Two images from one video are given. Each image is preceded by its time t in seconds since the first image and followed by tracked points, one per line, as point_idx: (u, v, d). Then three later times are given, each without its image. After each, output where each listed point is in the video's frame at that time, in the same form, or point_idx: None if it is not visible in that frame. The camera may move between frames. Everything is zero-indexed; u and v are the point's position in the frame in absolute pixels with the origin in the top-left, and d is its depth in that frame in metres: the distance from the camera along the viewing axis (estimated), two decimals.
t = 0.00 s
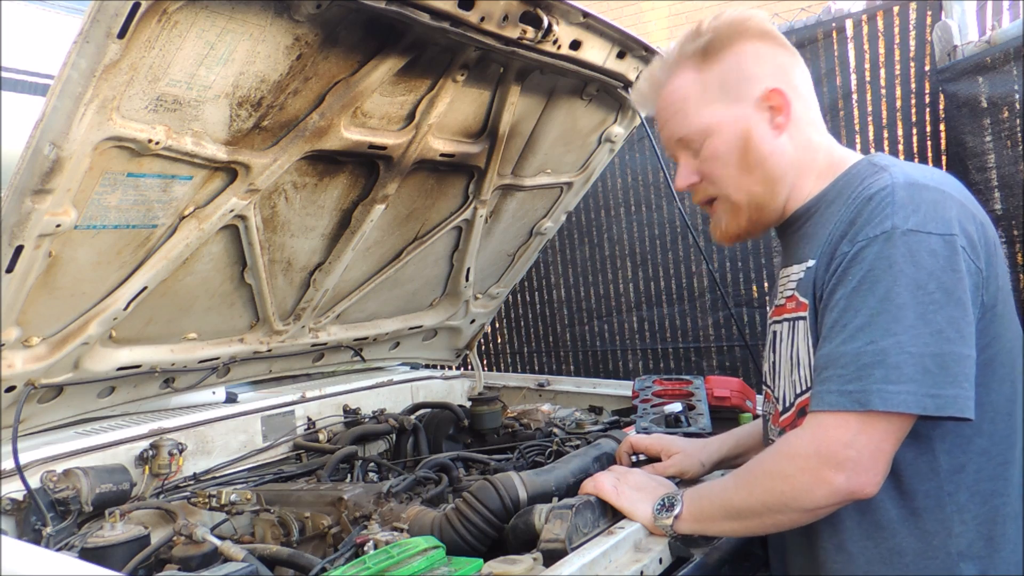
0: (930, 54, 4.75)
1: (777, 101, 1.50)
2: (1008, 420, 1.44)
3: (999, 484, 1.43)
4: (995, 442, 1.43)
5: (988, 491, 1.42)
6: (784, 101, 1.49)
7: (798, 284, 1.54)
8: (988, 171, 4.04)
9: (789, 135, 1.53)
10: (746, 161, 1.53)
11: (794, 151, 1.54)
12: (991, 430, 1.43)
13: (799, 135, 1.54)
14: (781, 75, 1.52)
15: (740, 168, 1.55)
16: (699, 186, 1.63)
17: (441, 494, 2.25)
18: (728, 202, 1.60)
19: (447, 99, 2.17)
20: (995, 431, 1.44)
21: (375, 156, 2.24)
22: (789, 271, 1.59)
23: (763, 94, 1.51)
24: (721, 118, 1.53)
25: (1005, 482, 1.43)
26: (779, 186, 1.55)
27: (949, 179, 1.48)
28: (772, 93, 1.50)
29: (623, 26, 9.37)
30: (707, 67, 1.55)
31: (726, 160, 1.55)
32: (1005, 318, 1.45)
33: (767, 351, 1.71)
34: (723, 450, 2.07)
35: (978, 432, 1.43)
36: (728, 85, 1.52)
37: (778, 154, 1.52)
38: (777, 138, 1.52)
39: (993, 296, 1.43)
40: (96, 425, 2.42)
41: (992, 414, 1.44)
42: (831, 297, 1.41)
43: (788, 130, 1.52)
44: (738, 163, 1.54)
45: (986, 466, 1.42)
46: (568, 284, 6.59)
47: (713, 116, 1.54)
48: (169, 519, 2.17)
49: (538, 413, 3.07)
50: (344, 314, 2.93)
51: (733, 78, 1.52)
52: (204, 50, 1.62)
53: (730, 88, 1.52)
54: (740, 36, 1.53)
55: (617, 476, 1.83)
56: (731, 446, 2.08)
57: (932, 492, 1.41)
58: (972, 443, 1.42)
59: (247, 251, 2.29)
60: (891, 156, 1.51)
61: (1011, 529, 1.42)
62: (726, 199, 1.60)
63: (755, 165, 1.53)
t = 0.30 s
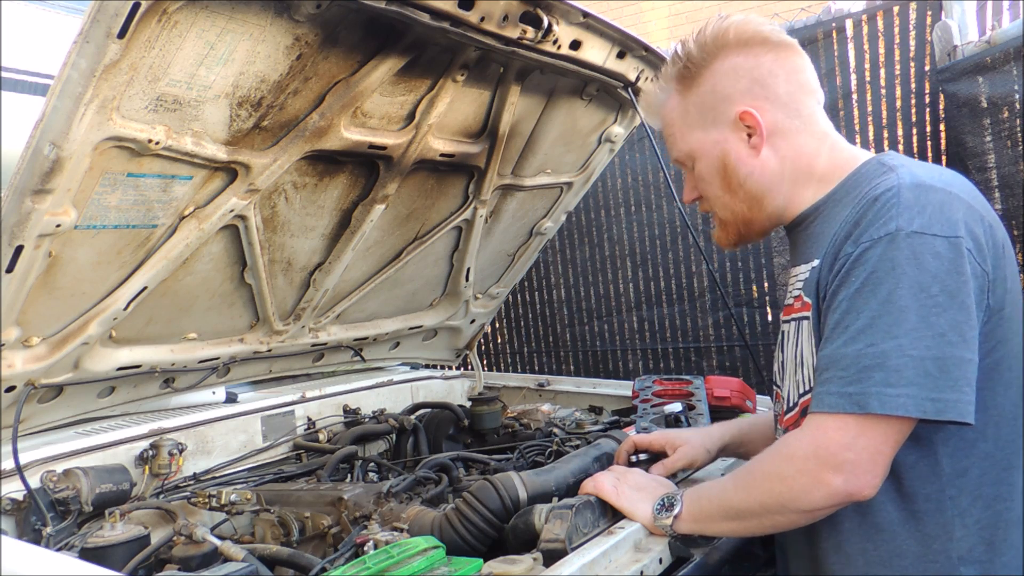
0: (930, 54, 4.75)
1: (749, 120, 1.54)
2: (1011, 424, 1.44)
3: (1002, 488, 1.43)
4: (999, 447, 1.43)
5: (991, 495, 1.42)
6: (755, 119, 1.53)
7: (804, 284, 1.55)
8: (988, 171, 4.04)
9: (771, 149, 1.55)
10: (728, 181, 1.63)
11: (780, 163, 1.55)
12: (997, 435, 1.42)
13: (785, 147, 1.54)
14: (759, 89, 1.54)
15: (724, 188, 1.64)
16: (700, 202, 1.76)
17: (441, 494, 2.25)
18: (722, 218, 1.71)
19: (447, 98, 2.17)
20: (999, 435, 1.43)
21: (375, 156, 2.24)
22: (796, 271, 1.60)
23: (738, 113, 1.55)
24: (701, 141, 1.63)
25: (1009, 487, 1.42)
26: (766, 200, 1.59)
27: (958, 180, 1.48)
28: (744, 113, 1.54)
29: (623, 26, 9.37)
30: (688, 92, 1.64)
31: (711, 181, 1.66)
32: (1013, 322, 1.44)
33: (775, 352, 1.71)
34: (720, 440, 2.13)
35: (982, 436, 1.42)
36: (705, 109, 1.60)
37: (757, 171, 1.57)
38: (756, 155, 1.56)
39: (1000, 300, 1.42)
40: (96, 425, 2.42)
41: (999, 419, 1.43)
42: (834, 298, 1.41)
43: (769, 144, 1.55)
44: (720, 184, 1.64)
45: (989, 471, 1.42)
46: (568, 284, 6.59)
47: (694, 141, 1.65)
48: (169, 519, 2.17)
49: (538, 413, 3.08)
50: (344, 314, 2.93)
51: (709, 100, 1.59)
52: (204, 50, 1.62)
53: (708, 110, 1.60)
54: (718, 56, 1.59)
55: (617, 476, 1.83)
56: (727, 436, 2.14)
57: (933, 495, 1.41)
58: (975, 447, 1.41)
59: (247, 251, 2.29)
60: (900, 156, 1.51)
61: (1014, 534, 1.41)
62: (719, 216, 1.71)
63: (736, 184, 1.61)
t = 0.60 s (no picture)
0: (930, 54, 4.75)
1: (753, 120, 1.54)
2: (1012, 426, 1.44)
3: (1003, 490, 1.42)
4: (1000, 448, 1.43)
5: (993, 497, 1.41)
6: (759, 118, 1.53)
7: (807, 283, 1.55)
8: (988, 171, 4.05)
9: (776, 147, 1.55)
10: (734, 181, 1.63)
11: (785, 161, 1.55)
12: (997, 437, 1.42)
13: (790, 146, 1.55)
14: (762, 88, 1.54)
15: (731, 187, 1.65)
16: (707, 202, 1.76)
17: (441, 494, 2.25)
18: (730, 217, 1.71)
19: (447, 98, 2.17)
20: (1000, 436, 1.43)
21: (375, 156, 2.24)
22: (800, 270, 1.60)
23: (742, 112, 1.56)
24: (705, 142, 1.63)
25: (1010, 488, 1.42)
26: (772, 199, 1.60)
27: (964, 179, 1.48)
28: (749, 112, 1.54)
29: (623, 26, 9.36)
30: (692, 92, 1.64)
31: (717, 181, 1.66)
32: (1016, 323, 1.44)
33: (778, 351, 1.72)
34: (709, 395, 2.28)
35: (983, 437, 1.42)
36: (709, 109, 1.61)
37: (763, 170, 1.57)
38: (763, 155, 1.56)
39: (1004, 301, 1.42)
40: (96, 425, 2.42)
41: (998, 420, 1.43)
42: (837, 296, 1.41)
43: (774, 143, 1.55)
44: (727, 183, 1.65)
45: (990, 473, 1.42)
46: (567, 284, 6.59)
47: (699, 142, 1.65)
48: (170, 520, 2.17)
49: (538, 413, 3.08)
50: (344, 314, 2.93)
51: (713, 101, 1.60)
52: (204, 50, 1.62)
53: (711, 111, 1.61)
54: (721, 57, 1.59)
55: (617, 476, 1.83)
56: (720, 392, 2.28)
57: (933, 496, 1.41)
58: (976, 449, 1.41)
59: (247, 251, 2.29)
60: (907, 155, 1.50)
61: (1014, 536, 1.41)
62: (727, 215, 1.72)
63: (743, 183, 1.61)
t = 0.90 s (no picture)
0: (930, 54, 4.75)
1: (766, 109, 1.53)
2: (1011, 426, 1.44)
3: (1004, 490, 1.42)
4: (1002, 449, 1.42)
5: (992, 497, 1.41)
6: (772, 109, 1.52)
7: (808, 281, 1.55)
8: (988, 171, 4.05)
9: (785, 139, 1.55)
10: (741, 170, 1.62)
11: (793, 155, 1.55)
12: (996, 436, 1.42)
13: (800, 140, 1.55)
14: (777, 79, 1.54)
15: (735, 176, 1.64)
16: (709, 190, 1.75)
17: (441, 494, 2.25)
18: (732, 207, 1.71)
19: (447, 98, 2.17)
20: (1001, 436, 1.43)
21: (375, 156, 2.24)
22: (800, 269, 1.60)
23: (755, 102, 1.55)
24: (714, 128, 1.62)
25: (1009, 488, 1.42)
26: (777, 191, 1.60)
27: (967, 180, 1.47)
28: (762, 101, 1.53)
29: (624, 26, 9.36)
30: (705, 79, 1.64)
31: (722, 168, 1.65)
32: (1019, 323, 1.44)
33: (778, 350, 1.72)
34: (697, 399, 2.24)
35: (983, 437, 1.42)
36: (721, 96, 1.60)
37: (770, 161, 1.56)
38: (773, 145, 1.55)
39: (1005, 301, 1.42)
40: (96, 425, 2.42)
41: (998, 419, 1.43)
42: (838, 294, 1.41)
43: (783, 135, 1.55)
44: (732, 171, 1.63)
45: (990, 473, 1.42)
46: (567, 284, 6.59)
47: (707, 127, 1.64)
48: (170, 520, 2.17)
49: (538, 413, 3.08)
50: (345, 314, 2.93)
51: (727, 88, 1.59)
52: (204, 50, 1.62)
53: (723, 97, 1.60)
54: (738, 45, 1.58)
55: (617, 476, 1.83)
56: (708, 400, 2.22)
57: (932, 495, 1.41)
58: (976, 449, 1.41)
59: (247, 251, 2.29)
60: (912, 155, 1.50)
61: (1014, 536, 1.41)
62: (729, 205, 1.71)
63: (750, 173, 1.60)
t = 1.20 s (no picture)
0: (931, 54, 4.75)
1: (811, 88, 1.56)
2: (1009, 420, 1.44)
3: (1001, 484, 1.43)
4: (998, 442, 1.43)
5: (990, 490, 1.42)
6: (818, 86, 1.56)
7: (804, 277, 1.55)
8: (988, 172, 4.06)
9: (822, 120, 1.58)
10: (791, 135, 1.54)
11: (828, 136, 1.58)
12: (994, 430, 1.43)
13: (826, 122, 1.59)
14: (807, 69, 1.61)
15: (783, 140, 1.54)
16: (736, 162, 1.58)
17: (441, 494, 2.25)
18: (764, 178, 1.57)
19: (447, 98, 2.17)
20: (997, 430, 1.43)
21: (375, 156, 2.23)
22: (796, 266, 1.60)
23: (799, 80, 1.57)
24: (764, 93, 1.54)
25: (1007, 481, 1.43)
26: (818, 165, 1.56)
27: (962, 174, 1.48)
28: (808, 80, 1.56)
29: (624, 26, 9.35)
30: (745, 51, 1.58)
31: (770, 132, 1.54)
32: (1012, 317, 1.44)
33: (772, 348, 1.73)
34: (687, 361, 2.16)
35: (981, 431, 1.42)
36: (767, 67, 1.56)
37: (817, 135, 1.55)
38: (813, 119, 1.56)
39: (1001, 294, 1.43)
40: (96, 425, 2.42)
41: (995, 412, 1.43)
42: (835, 288, 1.41)
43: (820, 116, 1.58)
44: (782, 137, 1.54)
45: (987, 465, 1.42)
46: (568, 284, 6.59)
47: (754, 91, 1.55)
48: (169, 519, 2.16)
49: (538, 413, 3.08)
50: (345, 314, 2.93)
51: (771, 62, 1.57)
52: (204, 50, 1.62)
53: (767, 70, 1.56)
54: (771, 32, 1.61)
55: (617, 476, 1.83)
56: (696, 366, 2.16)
57: (930, 489, 1.41)
58: (973, 442, 1.41)
59: (247, 251, 2.29)
60: (905, 152, 1.52)
61: (1011, 529, 1.41)
62: (766, 174, 1.57)
63: (799, 138, 1.54)
